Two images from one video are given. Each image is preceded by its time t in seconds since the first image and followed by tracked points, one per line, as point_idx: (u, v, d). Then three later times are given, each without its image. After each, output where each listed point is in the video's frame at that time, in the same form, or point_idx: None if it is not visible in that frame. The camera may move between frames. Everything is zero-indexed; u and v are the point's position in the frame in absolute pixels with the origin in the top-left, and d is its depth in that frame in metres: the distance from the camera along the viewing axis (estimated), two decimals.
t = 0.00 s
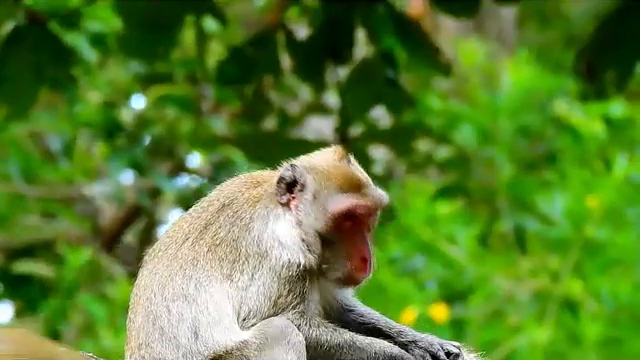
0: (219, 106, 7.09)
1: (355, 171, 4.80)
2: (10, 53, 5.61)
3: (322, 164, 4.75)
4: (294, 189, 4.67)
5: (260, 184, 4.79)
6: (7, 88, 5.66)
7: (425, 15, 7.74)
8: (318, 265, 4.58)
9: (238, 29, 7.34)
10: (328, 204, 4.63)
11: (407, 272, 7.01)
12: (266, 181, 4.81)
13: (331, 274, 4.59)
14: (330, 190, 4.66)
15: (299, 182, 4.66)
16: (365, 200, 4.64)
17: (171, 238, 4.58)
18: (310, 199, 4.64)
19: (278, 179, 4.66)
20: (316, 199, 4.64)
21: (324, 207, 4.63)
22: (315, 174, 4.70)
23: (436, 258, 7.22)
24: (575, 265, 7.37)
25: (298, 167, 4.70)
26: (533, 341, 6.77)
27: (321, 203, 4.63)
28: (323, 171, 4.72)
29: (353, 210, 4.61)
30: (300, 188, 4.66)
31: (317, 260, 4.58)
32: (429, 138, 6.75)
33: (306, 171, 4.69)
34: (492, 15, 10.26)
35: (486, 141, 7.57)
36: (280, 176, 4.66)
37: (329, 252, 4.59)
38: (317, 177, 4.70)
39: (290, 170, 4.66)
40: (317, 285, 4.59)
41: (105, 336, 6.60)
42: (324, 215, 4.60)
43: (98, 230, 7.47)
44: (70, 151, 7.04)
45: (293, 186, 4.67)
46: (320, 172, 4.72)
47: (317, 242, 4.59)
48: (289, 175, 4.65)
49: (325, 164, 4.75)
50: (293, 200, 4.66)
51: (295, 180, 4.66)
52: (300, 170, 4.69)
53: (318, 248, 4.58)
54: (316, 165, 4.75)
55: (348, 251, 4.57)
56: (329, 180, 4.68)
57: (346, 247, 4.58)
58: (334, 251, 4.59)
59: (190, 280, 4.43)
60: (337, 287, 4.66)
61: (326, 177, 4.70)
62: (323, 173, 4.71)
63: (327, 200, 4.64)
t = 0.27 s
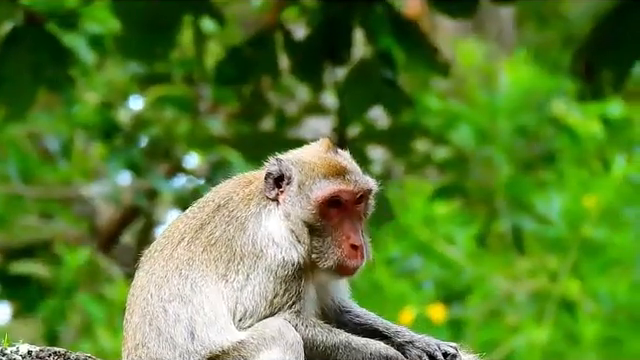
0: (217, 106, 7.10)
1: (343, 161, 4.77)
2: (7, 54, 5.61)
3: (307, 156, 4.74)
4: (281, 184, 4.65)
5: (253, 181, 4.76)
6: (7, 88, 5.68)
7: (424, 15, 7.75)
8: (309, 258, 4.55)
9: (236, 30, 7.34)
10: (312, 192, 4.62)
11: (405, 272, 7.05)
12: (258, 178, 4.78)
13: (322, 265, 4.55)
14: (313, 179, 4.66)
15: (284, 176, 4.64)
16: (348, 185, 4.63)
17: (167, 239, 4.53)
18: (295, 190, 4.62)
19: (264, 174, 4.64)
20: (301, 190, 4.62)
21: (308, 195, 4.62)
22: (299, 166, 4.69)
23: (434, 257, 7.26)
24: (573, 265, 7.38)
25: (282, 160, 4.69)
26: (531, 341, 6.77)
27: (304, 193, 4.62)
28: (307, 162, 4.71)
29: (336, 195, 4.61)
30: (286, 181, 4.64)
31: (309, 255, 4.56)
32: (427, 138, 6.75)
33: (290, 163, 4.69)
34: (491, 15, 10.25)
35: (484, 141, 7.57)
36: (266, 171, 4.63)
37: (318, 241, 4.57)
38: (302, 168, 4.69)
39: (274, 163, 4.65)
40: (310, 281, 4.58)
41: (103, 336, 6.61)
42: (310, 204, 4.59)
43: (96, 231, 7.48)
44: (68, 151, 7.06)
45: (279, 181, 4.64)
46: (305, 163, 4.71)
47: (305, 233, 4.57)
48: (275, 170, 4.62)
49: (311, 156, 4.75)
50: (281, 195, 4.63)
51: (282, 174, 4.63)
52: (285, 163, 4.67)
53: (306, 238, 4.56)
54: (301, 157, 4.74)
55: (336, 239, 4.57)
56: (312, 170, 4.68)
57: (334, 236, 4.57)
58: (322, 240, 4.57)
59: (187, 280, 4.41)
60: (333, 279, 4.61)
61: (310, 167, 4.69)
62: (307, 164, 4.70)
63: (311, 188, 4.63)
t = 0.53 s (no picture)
0: (215, 107, 7.10)
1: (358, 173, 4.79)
2: (5, 55, 5.61)
3: (327, 165, 4.74)
4: (297, 191, 4.67)
5: (260, 187, 4.79)
6: (4, 89, 5.68)
7: (421, 17, 7.75)
8: (320, 266, 4.58)
9: (234, 31, 7.35)
10: (335, 208, 4.63)
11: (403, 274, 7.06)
12: (265, 184, 4.81)
13: (331, 276, 4.58)
14: (336, 194, 4.66)
15: (303, 184, 4.66)
16: (371, 204, 4.65)
17: (167, 240, 4.53)
18: (315, 201, 4.65)
19: (281, 180, 4.65)
20: (321, 202, 4.65)
21: (331, 210, 4.63)
22: (320, 177, 4.70)
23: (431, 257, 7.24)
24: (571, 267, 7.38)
25: (302, 169, 4.69)
26: (529, 343, 6.76)
27: (326, 206, 4.64)
28: (327, 173, 4.71)
29: (361, 216, 4.61)
30: (305, 189, 4.67)
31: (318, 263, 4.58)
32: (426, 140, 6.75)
33: (311, 174, 4.69)
34: (488, 18, 10.26)
35: (482, 142, 7.58)
36: (283, 177, 4.65)
37: (332, 254, 4.59)
38: (322, 179, 4.70)
39: (295, 172, 4.66)
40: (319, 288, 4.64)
41: (100, 337, 6.61)
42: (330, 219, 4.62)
43: (94, 232, 7.48)
44: (65, 153, 7.06)
45: (296, 188, 4.67)
46: (325, 174, 4.72)
47: (323, 242, 4.60)
48: (293, 177, 4.65)
49: (329, 165, 4.74)
50: (296, 202, 4.67)
51: (300, 182, 4.66)
52: (307, 174, 4.68)
53: (324, 250, 4.59)
54: (320, 167, 4.74)
55: (352, 255, 4.58)
56: (336, 183, 4.68)
57: (351, 252, 4.59)
58: (338, 254, 4.59)
59: (186, 281, 4.41)
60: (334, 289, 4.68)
61: (331, 179, 4.69)
62: (328, 175, 4.70)
63: (335, 203, 4.64)
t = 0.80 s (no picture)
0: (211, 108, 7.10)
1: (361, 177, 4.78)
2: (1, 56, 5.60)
3: (330, 168, 4.72)
4: (299, 194, 4.66)
5: (260, 188, 4.79)
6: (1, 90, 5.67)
7: (418, 17, 7.75)
8: (320, 268, 4.57)
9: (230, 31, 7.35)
10: (338, 212, 4.62)
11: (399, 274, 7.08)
12: (266, 185, 4.79)
13: (331, 278, 4.58)
14: (340, 197, 4.64)
15: (306, 187, 4.64)
16: (374, 208, 4.63)
17: (167, 240, 4.53)
18: (317, 204, 4.64)
19: (284, 182, 4.63)
20: (324, 205, 4.64)
21: (333, 214, 4.62)
22: (323, 179, 4.68)
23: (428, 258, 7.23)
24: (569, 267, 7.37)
25: (305, 171, 4.67)
26: (526, 343, 6.75)
27: (329, 209, 4.63)
28: (331, 176, 4.69)
29: (364, 221, 4.59)
30: (307, 192, 4.65)
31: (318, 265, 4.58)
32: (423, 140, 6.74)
33: (314, 176, 4.67)
34: (485, 18, 10.27)
35: (479, 142, 7.58)
36: (286, 179, 4.63)
37: (333, 257, 4.58)
38: (325, 182, 4.67)
39: (298, 174, 4.63)
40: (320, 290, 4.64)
41: (97, 338, 6.60)
42: (332, 222, 4.61)
43: (90, 232, 7.46)
44: (62, 153, 7.05)
45: (298, 190, 4.65)
46: (328, 176, 4.69)
47: (325, 245, 4.59)
48: (295, 179, 4.62)
49: (333, 168, 4.73)
50: (299, 204, 4.66)
51: (302, 184, 4.64)
52: (310, 176, 4.66)
53: (325, 253, 4.58)
54: (323, 169, 4.72)
55: (352, 259, 4.57)
56: (339, 187, 4.66)
57: (351, 256, 4.57)
58: (339, 257, 4.58)
59: (185, 282, 4.41)
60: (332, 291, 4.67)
61: (335, 183, 4.67)
62: (332, 178, 4.68)
63: (338, 207, 4.63)
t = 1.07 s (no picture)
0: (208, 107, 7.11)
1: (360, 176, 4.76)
2: None
3: (330, 167, 4.70)
4: (299, 192, 4.65)
5: (258, 186, 4.78)
6: None
7: (414, 16, 7.76)
8: (318, 267, 4.57)
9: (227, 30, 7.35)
10: (338, 211, 4.59)
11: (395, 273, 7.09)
12: (263, 183, 4.79)
13: (330, 277, 4.57)
14: (339, 195, 4.61)
15: (306, 185, 4.63)
16: (374, 207, 4.60)
17: (164, 239, 4.53)
18: (317, 203, 4.62)
19: (283, 181, 4.63)
20: (324, 203, 4.62)
21: (334, 213, 4.60)
22: (323, 178, 4.66)
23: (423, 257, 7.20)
24: (566, 266, 7.39)
25: (305, 169, 4.64)
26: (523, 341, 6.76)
27: (329, 208, 4.61)
28: (331, 174, 4.68)
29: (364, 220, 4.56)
30: (307, 191, 4.64)
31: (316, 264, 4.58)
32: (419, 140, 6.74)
33: (314, 175, 4.65)
34: (482, 17, 10.29)
35: (475, 142, 7.59)
36: (285, 178, 4.62)
37: (332, 256, 4.56)
38: (324, 180, 4.66)
39: (298, 173, 4.62)
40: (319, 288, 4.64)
41: (94, 337, 6.60)
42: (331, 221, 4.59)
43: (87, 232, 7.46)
44: (58, 152, 7.05)
45: (298, 189, 4.64)
46: (328, 175, 4.68)
47: (323, 244, 4.58)
48: (295, 177, 4.61)
49: (333, 166, 4.71)
50: (298, 203, 4.65)
51: (302, 183, 4.63)
52: (310, 175, 4.64)
53: (323, 251, 4.57)
54: (323, 167, 4.70)
55: (349, 259, 4.54)
56: (339, 186, 4.64)
57: (349, 255, 4.54)
58: (337, 256, 4.55)
59: (182, 281, 4.41)
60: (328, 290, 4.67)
61: (335, 181, 4.65)
62: (331, 177, 4.67)
63: (338, 206, 4.60)
